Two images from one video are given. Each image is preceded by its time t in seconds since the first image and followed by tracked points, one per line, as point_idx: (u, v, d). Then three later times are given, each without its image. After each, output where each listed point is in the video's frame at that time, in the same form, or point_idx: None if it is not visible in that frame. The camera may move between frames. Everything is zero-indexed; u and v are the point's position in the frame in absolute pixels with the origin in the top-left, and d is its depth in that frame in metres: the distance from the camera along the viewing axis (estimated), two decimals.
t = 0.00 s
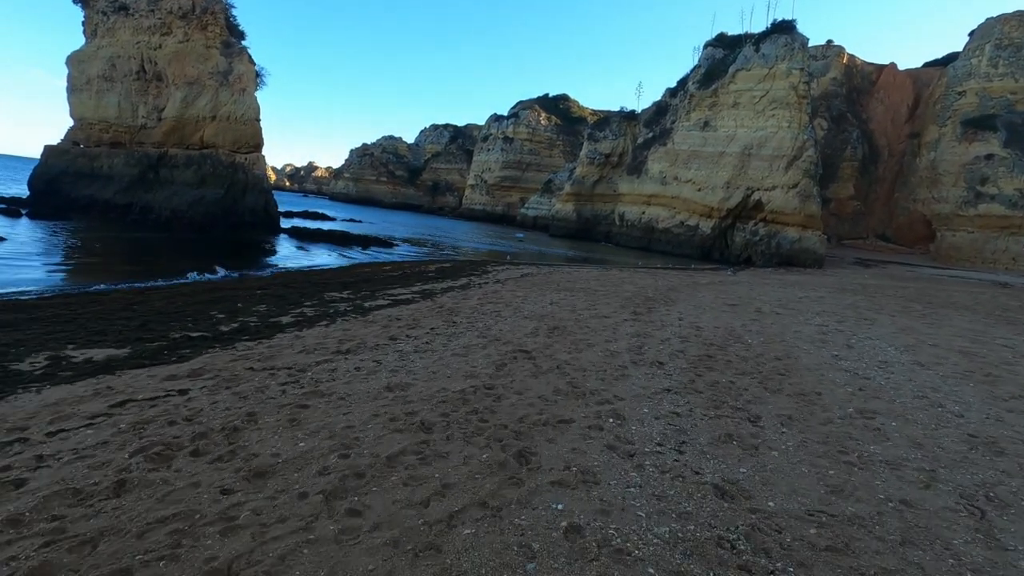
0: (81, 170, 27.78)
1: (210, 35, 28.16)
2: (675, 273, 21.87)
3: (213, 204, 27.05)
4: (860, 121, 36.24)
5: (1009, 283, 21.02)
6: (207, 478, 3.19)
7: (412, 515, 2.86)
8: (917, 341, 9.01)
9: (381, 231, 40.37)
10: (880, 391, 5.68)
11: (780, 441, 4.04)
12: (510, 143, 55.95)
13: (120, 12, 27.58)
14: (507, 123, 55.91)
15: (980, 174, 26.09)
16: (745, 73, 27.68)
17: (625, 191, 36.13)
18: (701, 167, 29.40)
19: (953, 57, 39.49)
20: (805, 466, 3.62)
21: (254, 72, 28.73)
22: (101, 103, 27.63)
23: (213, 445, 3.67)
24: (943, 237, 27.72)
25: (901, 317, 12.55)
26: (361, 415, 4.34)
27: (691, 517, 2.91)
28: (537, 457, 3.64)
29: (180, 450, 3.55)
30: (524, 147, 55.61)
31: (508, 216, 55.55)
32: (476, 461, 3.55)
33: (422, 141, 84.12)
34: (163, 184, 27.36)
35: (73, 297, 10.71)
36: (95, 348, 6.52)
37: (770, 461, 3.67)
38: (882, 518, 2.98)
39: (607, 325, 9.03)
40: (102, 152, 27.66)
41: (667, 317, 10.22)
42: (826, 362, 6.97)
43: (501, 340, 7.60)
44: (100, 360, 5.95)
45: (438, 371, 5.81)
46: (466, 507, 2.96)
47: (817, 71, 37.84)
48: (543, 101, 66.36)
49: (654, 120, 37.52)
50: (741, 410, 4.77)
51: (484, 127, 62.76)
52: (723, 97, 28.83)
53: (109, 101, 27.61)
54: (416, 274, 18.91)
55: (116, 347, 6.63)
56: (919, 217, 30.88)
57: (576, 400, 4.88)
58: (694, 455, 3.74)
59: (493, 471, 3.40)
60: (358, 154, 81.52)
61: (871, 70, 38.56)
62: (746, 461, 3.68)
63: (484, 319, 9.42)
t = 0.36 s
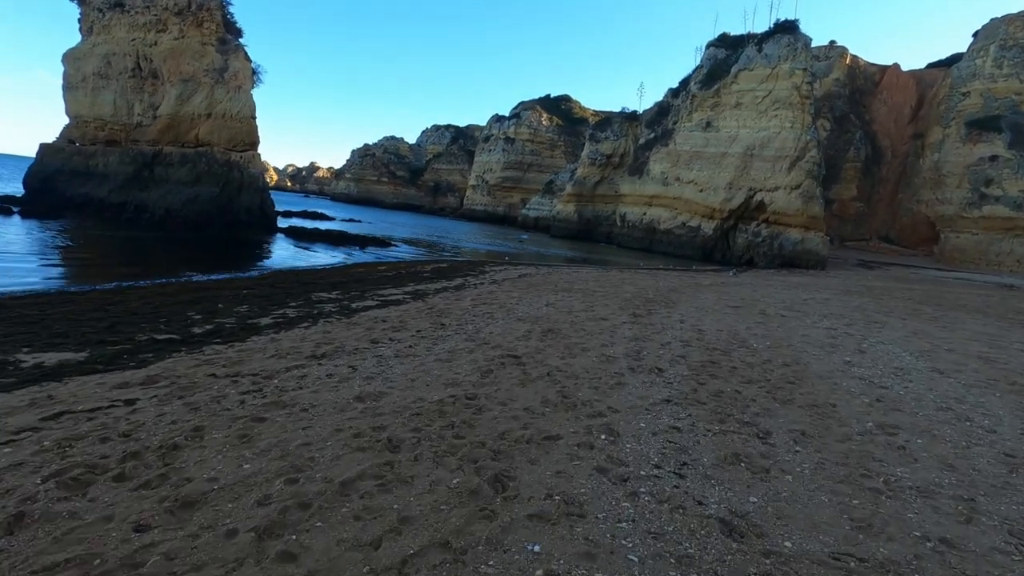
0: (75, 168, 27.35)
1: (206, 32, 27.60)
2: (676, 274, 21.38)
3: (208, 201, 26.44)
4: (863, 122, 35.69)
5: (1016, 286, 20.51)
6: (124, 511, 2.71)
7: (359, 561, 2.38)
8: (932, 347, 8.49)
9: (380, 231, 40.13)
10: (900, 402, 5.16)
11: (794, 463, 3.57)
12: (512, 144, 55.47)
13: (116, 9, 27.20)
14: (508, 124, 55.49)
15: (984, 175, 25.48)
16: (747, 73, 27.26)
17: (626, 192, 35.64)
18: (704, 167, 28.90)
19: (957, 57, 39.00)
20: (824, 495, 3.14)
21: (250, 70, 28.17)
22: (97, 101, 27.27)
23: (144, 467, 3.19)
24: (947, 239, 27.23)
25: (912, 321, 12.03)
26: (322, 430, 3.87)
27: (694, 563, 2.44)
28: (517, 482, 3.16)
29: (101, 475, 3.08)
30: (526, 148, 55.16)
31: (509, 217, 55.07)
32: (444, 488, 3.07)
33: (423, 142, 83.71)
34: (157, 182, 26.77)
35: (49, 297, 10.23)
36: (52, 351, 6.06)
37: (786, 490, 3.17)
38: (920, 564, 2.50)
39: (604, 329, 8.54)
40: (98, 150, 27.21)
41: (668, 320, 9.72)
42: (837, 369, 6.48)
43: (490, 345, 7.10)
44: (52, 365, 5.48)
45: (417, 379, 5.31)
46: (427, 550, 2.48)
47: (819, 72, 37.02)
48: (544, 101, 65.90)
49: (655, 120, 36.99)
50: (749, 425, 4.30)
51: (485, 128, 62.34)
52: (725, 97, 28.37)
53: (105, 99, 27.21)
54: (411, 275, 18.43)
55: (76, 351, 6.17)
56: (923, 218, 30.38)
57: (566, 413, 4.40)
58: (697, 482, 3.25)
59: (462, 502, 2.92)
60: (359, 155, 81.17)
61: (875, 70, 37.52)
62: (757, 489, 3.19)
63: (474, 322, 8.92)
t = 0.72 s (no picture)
0: (74, 171, 26.96)
1: (204, 34, 27.25)
2: (680, 277, 20.89)
3: (207, 205, 26.14)
4: (869, 121, 35.05)
5: None
6: None
7: None
8: (954, 358, 7.98)
9: (382, 233, 39.98)
10: (930, 428, 4.67)
11: (818, 510, 3.12)
12: (515, 145, 55.07)
13: (115, 11, 26.90)
14: (511, 125, 55.13)
15: (993, 175, 25.00)
16: (751, 73, 26.78)
17: (630, 193, 35.13)
18: (708, 168, 28.40)
19: (963, 56, 38.34)
20: (855, 556, 2.68)
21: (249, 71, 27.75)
22: (97, 104, 26.92)
23: (68, 521, 2.76)
24: (955, 240, 26.62)
25: (928, 328, 11.52)
26: (282, 469, 3.43)
27: None
28: (498, 539, 2.72)
29: (14, 532, 2.64)
30: (529, 149, 54.74)
31: (512, 218, 54.62)
32: (412, 547, 2.63)
33: (427, 143, 83.42)
34: (156, 185, 26.43)
35: (31, 305, 9.83)
36: (12, 369, 5.65)
37: (813, 548, 2.73)
38: None
39: (606, 339, 8.07)
40: (97, 153, 26.89)
41: (673, 329, 9.25)
42: (854, 386, 6.00)
43: (482, 359, 6.64)
44: (8, 386, 5.07)
45: (400, 402, 4.86)
46: None
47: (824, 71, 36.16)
48: (547, 102, 65.51)
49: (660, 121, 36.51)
50: (764, 459, 3.83)
51: (489, 129, 61.98)
52: (729, 97, 27.86)
53: (104, 101, 26.87)
54: (410, 279, 18.01)
55: (38, 368, 5.75)
56: (930, 218, 29.78)
57: (559, 445, 3.94)
58: (709, 539, 2.80)
59: (432, 568, 2.48)
60: (363, 156, 80.95)
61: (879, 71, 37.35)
62: (779, 548, 2.74)
63: (468, 332, 8.47)
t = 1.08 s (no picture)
0: (79, 175, 26.80)
1: (208, 35, 26.76)
2: (689, 280, 20.30)
3: (209, 208, 25.59)
4: (879, 122, 34.23)
5: None
6: None
7: None
8: (997, 367, 7.33)
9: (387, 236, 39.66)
10: (995, 451, 4.07)
11: (887, 565, 2.56)
12: (521, 148, 54.50)
13: (119, 13, 26.62)
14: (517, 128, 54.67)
15: (1007, 175, 24.31)
16: (760, 74, 26.13)
17: (637, 195, 34.51)
18: (716, 170, 27.73)
19: (977, 54, 37.44)
20: None
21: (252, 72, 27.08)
22: (102, 107, 26.73)
23: None
24: (969, 241, 25.83)
25: (958, 334, 10.83)
26: (242, 507, 2.90)
27: None
28: None
29: None
30: (535, 152, 54.21)
31: (519, 221, 54.08)
32: None
33: (433, 147, 83.10)
34: (160, 188, 26.11)
35: (19, 311, 9.46)
36: None
37: None
38: None
39: (616, 347, 7.52)
40: (102, 157, 26.71)
41: (688, 335, 8.67)
42: (894, 400, 5.42)
43: (483, 370, 6.09)
44: None
45: (390, 421, 4.32)
46: None
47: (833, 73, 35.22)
48: (554, 105, 64.96)
49: (667, 121, 35.91)
50: (812, 494, 3.25)
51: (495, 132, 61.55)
52: (738, 98, 27.19)
53: (109, 104, 26.65)
54: (412, 283, 17.50)
55: None
56: (942, 220, 28.99)
57: (569, 476, 3.38)
58: None
59: None
60: (370, 160, 80.77)
61: (890, 71, 35.84)
62: None
63: (469, 339, 7.94)
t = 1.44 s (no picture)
0: (80, 175, 26.57)
1: (209, 34, 26.29)
2: (694, 282, 19.87)
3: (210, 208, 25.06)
4: (886, 122, 33.64)
5: None
6: None
7: None
8: None
9: (389, 237, 39.34)
10: None
11: None
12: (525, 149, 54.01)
13: (121, 13, 26.36)
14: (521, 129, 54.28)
15: (1018, 176, 23.77)
16: (765, 74, 25.63)
17: (642, 196, 34.03)
18: (721, 170, 27.24)
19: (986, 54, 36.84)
20: None
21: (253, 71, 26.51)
22: (103, 107, 26.48)
23: None
24: (977, 243, 25.26)
25: (980, 340, 10.31)
26: (190, 553, 2.48)
27: None
28: None
29: None
30: (540, 153, 53.78)
31: (523, 222, 53.63)
32: None
33: (437, 148, 82.75)
34: (161, 188, 25.79)
35: (2, 313, 9.10)
36: None
37: None
38: None
39: (624, 354, 7.07)
40: (102, 157, 26.47)
41: (698, 341, 8.21)
42: (927, 415, 4.96)
43: (480, 380, 5.65)
44: None
45: (374, 441, 3.89)
46: None
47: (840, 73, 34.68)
48: (558, 106, 64.52)
49: (672, 122, 35.43)
50: (855, 533, 2.82)
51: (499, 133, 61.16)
52: (743, 98, 26.67)
53: (110, 104, 26.38)
54: (412, 285, 17.09)
55: None
56: (950, 222, 28.43)
57: (574, 511, 2.95)
58: None
59: None
60: (374, 162, 80.54)
61: (897, 71, 35.28)
62: None
63: (466, 345, 7.51)
